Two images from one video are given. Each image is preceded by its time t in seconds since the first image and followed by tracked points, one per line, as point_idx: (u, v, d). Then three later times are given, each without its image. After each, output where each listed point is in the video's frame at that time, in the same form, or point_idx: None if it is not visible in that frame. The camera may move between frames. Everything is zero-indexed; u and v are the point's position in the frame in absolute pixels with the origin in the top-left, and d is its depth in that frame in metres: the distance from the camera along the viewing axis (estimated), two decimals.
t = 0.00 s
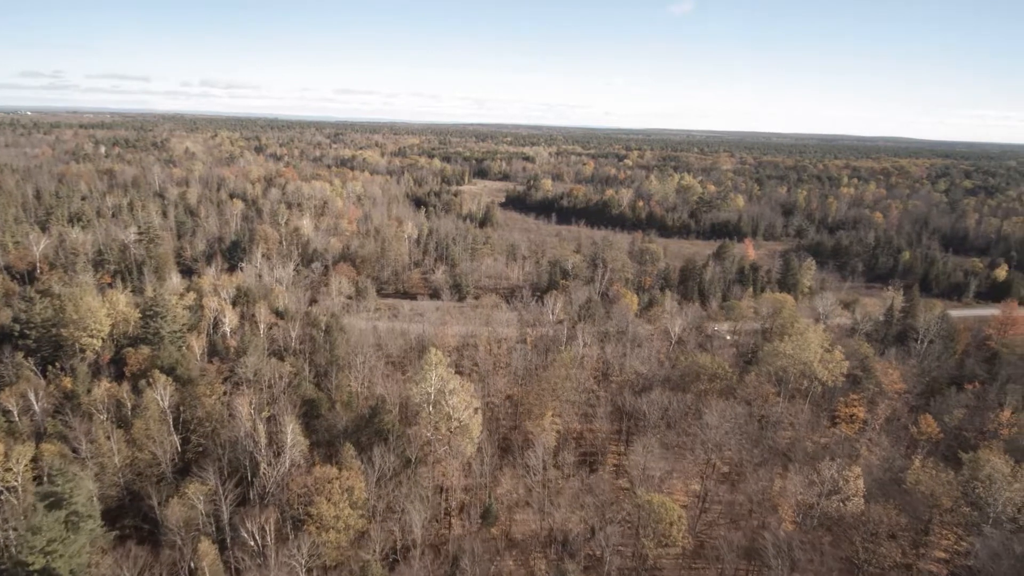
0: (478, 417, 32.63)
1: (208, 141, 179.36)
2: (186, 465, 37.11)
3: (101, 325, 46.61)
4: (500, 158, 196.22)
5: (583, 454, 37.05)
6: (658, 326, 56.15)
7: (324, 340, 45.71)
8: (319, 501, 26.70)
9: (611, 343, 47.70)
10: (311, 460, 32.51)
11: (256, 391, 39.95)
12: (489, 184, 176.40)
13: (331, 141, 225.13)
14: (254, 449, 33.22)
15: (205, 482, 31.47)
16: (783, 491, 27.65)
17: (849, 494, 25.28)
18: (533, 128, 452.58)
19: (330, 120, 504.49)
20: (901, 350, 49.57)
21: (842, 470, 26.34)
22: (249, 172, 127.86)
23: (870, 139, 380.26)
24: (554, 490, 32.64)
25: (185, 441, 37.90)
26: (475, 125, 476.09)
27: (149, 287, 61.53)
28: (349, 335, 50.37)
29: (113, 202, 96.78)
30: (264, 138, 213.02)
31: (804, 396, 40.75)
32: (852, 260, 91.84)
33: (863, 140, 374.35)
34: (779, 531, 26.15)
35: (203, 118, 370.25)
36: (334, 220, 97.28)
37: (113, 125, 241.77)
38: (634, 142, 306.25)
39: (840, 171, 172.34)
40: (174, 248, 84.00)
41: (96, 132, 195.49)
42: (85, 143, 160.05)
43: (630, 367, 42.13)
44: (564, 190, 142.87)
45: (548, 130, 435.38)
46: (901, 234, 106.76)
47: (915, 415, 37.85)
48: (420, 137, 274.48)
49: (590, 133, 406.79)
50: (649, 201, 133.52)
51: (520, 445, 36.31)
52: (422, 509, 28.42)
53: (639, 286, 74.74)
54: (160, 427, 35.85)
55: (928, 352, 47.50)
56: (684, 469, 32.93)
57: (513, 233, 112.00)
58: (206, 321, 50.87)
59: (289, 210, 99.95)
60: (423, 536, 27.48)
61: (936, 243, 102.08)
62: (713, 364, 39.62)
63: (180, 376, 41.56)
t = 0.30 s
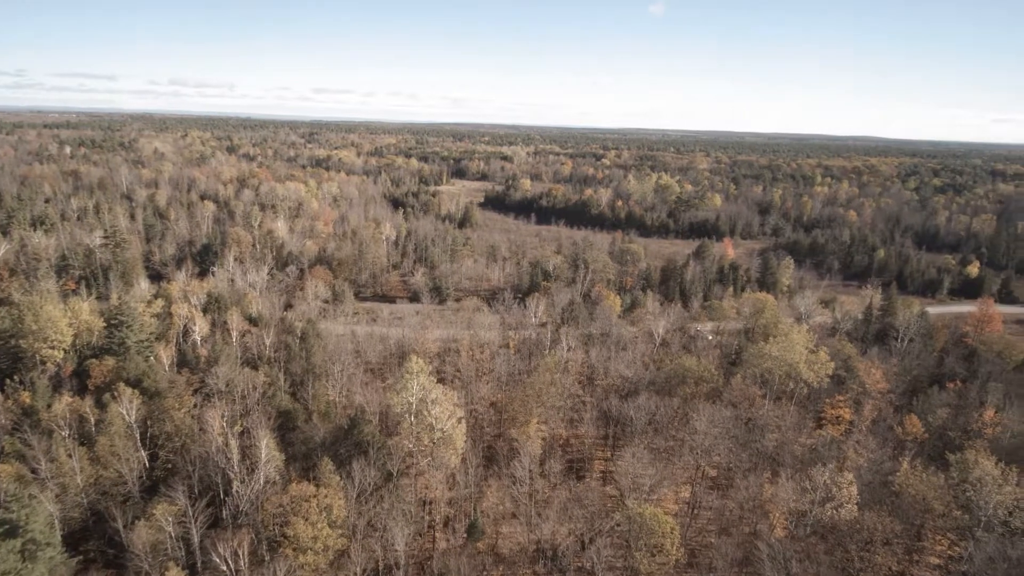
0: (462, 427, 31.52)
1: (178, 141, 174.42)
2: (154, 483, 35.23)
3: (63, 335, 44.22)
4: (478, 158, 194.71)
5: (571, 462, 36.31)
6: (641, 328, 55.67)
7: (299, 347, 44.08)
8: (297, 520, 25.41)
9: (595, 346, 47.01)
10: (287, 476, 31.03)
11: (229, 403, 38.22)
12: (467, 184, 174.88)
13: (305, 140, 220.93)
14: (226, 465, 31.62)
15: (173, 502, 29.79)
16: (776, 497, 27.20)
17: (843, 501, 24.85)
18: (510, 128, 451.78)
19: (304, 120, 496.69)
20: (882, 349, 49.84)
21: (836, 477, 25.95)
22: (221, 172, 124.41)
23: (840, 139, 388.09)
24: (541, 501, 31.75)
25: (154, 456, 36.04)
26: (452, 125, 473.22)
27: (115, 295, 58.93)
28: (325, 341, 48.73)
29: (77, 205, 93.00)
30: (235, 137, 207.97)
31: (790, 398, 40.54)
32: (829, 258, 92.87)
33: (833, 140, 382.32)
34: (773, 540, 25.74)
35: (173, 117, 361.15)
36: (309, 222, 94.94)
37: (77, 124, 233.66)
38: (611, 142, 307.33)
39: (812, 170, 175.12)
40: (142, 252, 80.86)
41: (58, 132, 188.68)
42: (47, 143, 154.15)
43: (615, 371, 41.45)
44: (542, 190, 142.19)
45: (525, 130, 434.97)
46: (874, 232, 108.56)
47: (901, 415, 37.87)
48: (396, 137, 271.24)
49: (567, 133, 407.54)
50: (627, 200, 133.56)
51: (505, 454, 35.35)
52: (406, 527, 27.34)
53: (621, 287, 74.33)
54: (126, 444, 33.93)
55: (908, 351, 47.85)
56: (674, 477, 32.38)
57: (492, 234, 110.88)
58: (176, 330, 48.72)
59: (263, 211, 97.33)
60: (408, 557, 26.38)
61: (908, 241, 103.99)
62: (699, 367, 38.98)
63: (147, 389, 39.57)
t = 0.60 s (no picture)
0: (443, 439, 30.41)
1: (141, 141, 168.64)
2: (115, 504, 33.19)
3: (15, 349, 41.48)
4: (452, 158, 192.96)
5: (555, 471, 35.48)
6: (621, 329, 55.20)
7: (269, 355, 42.30)
8: (269, 544, 23.94)
9: (576, 350, 46.30)
10: (258, 495, 29.54)
11: (196, 418, 36.36)
12: (442, 184, 172.96)
13: (274, 140, 215.98)
14: (193, 485, 29.88)
15: (136, 527, 27.95)
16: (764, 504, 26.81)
17: (833, 508, 24.56)
18: (484, 127, 449.66)
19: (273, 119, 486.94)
20: (859, 347, 50.28)
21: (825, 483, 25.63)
22: (186, 173, 120.39)
23: (807, 138, 396.35)
24: (526, 514, 30.93)
25: (114, 476, 33.99)
26: (425, 125, 469.29)
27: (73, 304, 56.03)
28: (298, 349, 46.98)
29: (32, 208, 88.72)
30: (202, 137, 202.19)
31: (772, 399, 40.44)
32: (802, 256, 94.03)
33: (800, 138, 390.00)
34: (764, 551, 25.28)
35: (136, 117, 350.21)
36: (280, 224, 92.37)
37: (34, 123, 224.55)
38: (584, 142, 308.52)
39: (782, 169, 178.04)
40: (102, 257, 77.42)
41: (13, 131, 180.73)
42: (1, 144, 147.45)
43: (596, 375, 40.84)
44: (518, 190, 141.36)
45: (499, 129, 433.82)
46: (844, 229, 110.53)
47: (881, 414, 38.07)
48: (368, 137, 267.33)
49: (540, 132, 408.23)
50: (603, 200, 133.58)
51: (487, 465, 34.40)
52: (386, 547, 26.12)
53: (599, 287, 73.92)
54: (84, 464, 31.81)
55: (885, 349, 48.36)
56: (661, 485, 31.81)
57: (468, 234, 109.59)
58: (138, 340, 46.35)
59: (231, 214, 94.34)
60: None
61: (877, 238, 106.22)
62: (681, 370, 38.46)
63: (107, 404, 37.36)
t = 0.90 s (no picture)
0: (427, 452, 29.35)
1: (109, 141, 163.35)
2: (79, 526, 31.35)
3: None
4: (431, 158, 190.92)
5: (543, 481, 34.69)
6: (606, 331, 54.47)
7: (244, 365, 40.62)
8: (245, 569, 22.59)
9: (561, 354, 45.50)
10: (233, 515, 28.13)
11: (166, 433, 34.63)
12: (421, 184, 171.02)
13: (249, 140, 211.45)
14: (162, 504, 28.26)
15: (101, 551, 26.26)
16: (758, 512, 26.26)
17: (828, 516, 24.10)
18: (463, 127, 447.51)
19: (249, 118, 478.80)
20: (842, 347, 50.33)
21: (821, 491, 25.14)
22: (157, 174, 116.78)
23: (781, 138, 401.52)
24: (515, 527, 30.07)
25: (78, 495, 32.16)
26: (404, 124, 465.22)
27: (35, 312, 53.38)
28: (274, 357, 45.28)
29: None
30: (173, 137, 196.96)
31: (759, 402, 40.12)
32: (781, 255, 94.61)
33: (774, 138, 395.58)
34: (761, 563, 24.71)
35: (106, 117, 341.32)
36: (255, 226, 89.90)
37: None
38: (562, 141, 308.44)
39: (759, 168, 179.80)
40: (68, 262, 74.27)
41: None
42: None
43: (583, 379, 40.10)
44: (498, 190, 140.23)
45: (478, 129, 431.52)
46: (822, 228, 111.72)
47: (868, 415, 38.02)
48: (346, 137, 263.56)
49: (519, 132, 406.48)
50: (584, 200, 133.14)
51: (473, 476, 33.46)
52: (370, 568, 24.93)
53: (582, 289, 73.16)
54: (45, 485, 29.85)
55: (868, 348, 48.36)
56: (651, 495, 31.14)
57: (449, 235, 108.09)
58: (104, 351, 44.08)
59: (204, 216, 91.55)
60: None
61: (853, 236, 107.55)
62: (669, 375, 37.84)
63: (71, 420, 35.36)
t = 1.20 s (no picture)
0: (414, 466, 28.23)
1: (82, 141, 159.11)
2: (46, 550, 29.61)
3: None
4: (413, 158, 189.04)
5: (535, 491, 33.85)
6: (594, 334, 53.75)
7: (222, 375, 39.07)
8: None
9: (550, 359, 44.65)
10: (209, 536, 26.76)
11: (139, 448, 33.02)
12: (403, 184, 169.24)
13: (228, 140, 207.47)
14: (135, 527, 26.74)
15: None
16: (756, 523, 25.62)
17: (829, 527, 23.49)
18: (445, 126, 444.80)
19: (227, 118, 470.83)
20: (831, 348, 50.18)
21: (819, 501, 24.57)
22: (131, 176, 113.64)
23: (761, 137, 405.69)
24: (506, 542, 29.12)
25: (45, 517, 30.39)
26: (385, 124, 461.26)
27: None
28: (253, 365, 43.70)
29: None
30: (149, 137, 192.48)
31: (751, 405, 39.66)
32: (765, 254, 94.86)
33: (755, 138, 399.41)
34: None
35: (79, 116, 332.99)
36: (233, 228, 87.71)
37: None
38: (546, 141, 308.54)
39: (741, 167, 180.97)
40: (37, 267, 71.56)
41: None
42: None
43: (573, 385, 39.26)
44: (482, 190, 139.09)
45: (461, 129, 429.25)
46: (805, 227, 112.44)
47: (859, 417, 37.75)
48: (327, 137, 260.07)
49: (501, 131, 405.22)
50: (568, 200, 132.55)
51: (462, 487, 32.44)
52: None
53: (568, 290, 72.37)
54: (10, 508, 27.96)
55: (857, 349, 48.14)
56: (646, 505, 30.44)
57: (432, 236, 106.65)
58: (74, 361, 42.06)
59: (180, 218, 89.12)
60: None
61: (835, 235, 108.36)
62: (661, 380, 37.16)
63: (37, 436, 33.36)
